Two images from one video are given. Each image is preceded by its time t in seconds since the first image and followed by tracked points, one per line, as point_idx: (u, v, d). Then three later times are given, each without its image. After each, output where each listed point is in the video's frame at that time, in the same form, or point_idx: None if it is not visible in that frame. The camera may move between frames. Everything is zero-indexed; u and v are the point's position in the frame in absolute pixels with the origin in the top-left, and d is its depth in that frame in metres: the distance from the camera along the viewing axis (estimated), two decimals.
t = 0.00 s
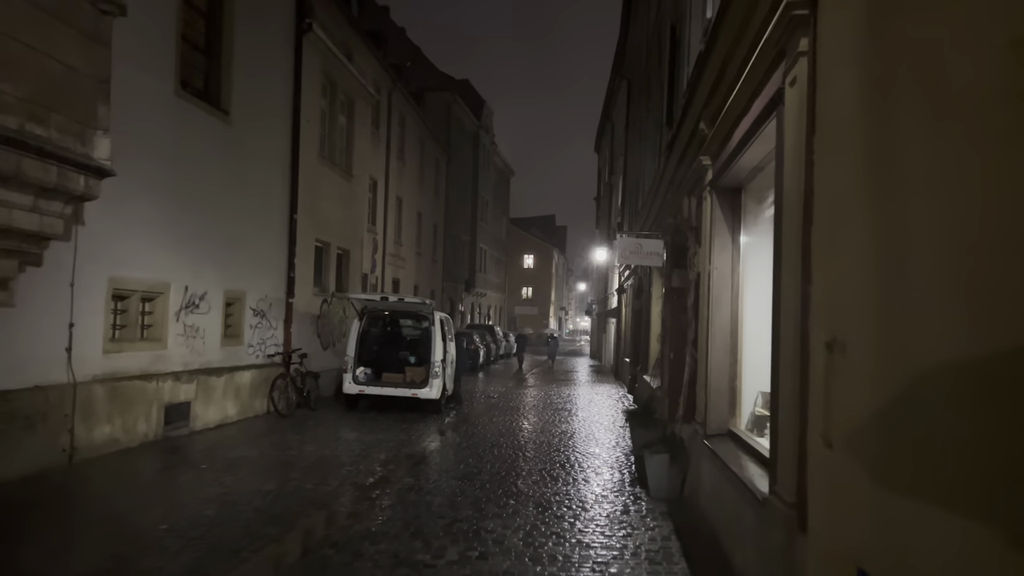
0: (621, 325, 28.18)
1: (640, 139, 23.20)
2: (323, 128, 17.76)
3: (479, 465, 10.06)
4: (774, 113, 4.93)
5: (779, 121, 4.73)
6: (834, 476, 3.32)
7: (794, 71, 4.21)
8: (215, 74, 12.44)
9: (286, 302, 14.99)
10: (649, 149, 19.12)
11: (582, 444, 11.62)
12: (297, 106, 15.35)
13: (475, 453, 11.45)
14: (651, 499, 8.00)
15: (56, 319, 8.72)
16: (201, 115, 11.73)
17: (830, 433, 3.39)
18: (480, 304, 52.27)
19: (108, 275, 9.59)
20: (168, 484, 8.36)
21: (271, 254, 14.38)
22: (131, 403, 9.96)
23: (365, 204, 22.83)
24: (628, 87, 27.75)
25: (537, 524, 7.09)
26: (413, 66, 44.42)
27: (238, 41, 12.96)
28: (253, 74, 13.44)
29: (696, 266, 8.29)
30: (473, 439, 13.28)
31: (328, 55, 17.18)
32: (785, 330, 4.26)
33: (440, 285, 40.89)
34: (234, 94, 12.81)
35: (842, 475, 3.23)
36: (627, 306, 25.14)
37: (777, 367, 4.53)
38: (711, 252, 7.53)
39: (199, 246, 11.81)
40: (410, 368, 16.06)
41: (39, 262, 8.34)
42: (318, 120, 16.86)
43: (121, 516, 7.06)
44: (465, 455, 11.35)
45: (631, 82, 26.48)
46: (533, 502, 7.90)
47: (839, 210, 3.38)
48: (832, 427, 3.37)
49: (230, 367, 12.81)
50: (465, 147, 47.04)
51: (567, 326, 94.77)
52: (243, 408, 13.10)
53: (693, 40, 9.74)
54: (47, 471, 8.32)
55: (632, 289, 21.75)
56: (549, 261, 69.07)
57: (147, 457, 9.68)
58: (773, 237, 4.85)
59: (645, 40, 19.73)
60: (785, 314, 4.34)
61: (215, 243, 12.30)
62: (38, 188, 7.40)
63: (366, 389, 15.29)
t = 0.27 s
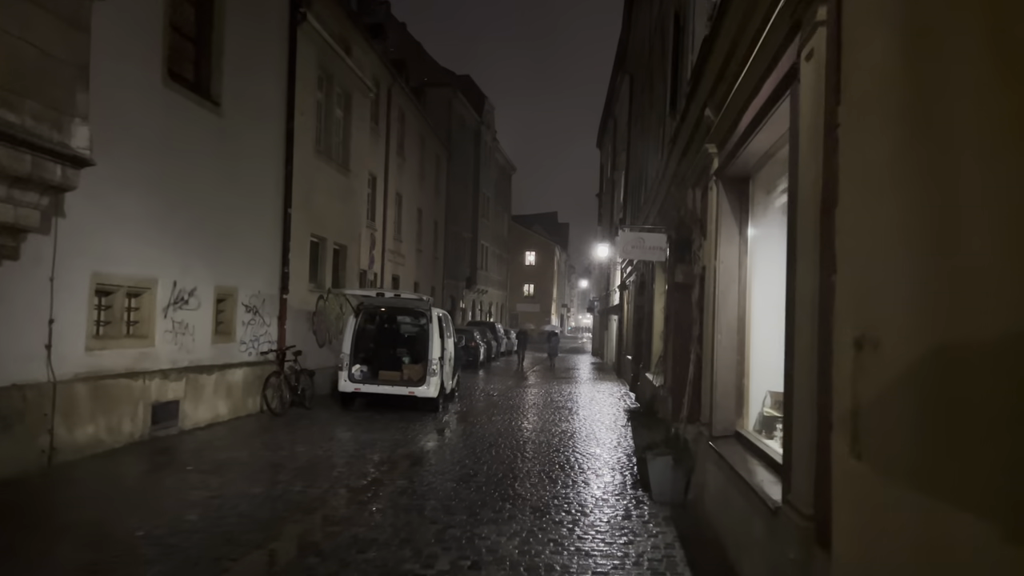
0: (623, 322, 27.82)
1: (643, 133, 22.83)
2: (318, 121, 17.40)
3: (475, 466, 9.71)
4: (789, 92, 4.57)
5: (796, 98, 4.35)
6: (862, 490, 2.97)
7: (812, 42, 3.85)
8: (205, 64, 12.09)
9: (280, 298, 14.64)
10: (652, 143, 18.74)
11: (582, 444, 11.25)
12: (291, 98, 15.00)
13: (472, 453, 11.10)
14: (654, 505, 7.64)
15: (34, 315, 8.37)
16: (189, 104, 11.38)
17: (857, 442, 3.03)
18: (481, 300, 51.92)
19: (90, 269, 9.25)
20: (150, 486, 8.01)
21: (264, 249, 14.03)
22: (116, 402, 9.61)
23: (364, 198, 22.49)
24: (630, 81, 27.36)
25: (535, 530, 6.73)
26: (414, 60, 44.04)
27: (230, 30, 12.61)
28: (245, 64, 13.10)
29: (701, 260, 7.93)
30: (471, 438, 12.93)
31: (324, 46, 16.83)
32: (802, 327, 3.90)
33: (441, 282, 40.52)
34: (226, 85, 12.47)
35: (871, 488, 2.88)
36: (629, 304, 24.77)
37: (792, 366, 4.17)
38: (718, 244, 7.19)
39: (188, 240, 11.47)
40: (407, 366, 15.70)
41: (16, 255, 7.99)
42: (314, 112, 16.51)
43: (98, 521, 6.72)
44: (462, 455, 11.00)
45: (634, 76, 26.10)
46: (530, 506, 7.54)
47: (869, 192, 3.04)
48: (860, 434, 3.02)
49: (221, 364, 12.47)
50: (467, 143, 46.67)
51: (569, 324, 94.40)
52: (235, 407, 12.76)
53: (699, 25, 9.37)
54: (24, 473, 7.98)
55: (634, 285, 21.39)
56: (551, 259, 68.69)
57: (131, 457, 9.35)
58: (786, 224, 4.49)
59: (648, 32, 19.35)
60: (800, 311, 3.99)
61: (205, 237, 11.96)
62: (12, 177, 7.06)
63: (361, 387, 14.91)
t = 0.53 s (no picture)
0: (625, 320, 27.41)
1: (646, 128, 22.39)
2: (313, 114, 16.97)
3: (473, 471, 9.29)
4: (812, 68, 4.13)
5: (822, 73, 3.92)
6: (918, 529, 2.48)
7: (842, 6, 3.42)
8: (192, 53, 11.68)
9: (273, 295, 14.22)
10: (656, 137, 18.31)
11: (584, 448, 10.81)
12: (285, 89, 14.57)
13: (469, 456, 10.68)
14: (660, 515, 7.20)
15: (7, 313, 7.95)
16: (175, 93, 10.96)
17: (918, 471, 2.50)
18: (483, 298, 51.50)
19: (68, 265, 8.83)
20: (127, 494, 7.59)
21: (256, 244, 13.61)
22: (96, 403, 9.20)
23: (361, 194, 22.04)
24: (633, 75, 26.92)
25: (533, 545, 6.29)
26: (414, 55, 43.59)
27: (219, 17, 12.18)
28: (235, 53, 12.66)
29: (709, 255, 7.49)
30: (468, 440, 12.51)
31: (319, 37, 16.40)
32: (832, 328, 3.46)
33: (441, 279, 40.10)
34: (215, 75, 12.05)
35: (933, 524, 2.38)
36: (632, 301, 24.32)
37: (819, 372, 3.73)
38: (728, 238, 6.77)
39: (175, 235, 11.05)
40: (404, 365, 15.27)
41: None
42: (309, 105, 16.08)
43: (67, 533, 6.31)
44: (458, 458, 10.57)
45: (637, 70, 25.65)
46: (528, 516, 7.11)
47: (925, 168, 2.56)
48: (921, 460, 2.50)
49: (210, 364, 12.05)
50: (468, 139, 46.25)
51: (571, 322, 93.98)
52: (224, 408, 12.34)
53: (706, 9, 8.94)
54: None
55: (637, 283, 20.96)
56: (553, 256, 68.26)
57: (112, 462, 8.93)
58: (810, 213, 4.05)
59: (652, 24, 18.92)
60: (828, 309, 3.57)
61: (192, 232, 11.52)
62: None
63: (356, 388, 14.49)
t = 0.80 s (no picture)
0: (628, 319, 27.07)
1: (649, 124, 22.06)
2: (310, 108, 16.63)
3: (472, 474, 8.94)
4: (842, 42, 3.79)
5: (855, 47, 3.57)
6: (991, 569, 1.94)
7: None
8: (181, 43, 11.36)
9: (268, 293, 13.88)
10: (659, 132, 17.97)
11: (586, 450, 10.46)
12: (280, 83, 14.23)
13: (468, 458, 10.33)
14: (667, 522, 6.86)
15: None
16: (164, 84, 10.62)
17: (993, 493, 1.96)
18: (484, 297, 51.17)
19: (50, 261, 8.50)
20: (109, 500, 7.25)
21: (250, 241, 13.27)
22: (81, 405, 8.86)
23: (359, 190, 21.70)
24: (636, 71, 26.64)
25: (533, 556, 5.92)
26: (414, 52, 43.25)
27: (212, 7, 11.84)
28: (228, 44, 12.33)
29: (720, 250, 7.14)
30: (468, 441, 12.17)
31: (316, 30, 16.06)
32: (867, 326, 3.11)
33: (442, 279, 39.77)
34: (207, 66, 11.71)
35: (987, 546, 1.96)
36: (635, 300, 23.99)
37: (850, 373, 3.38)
38: (740, 232, 6.42)
39: (164, 231, 10.71)
40: (402, 365, 14.92)
41: None
42: (305, 99, 15.75)
43: (42, 543, 5.97)
44: (458, 459, 10.23)
45: (640, 66, 25.33)
46: (528, 524, 6.77)
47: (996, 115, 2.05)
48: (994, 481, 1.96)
49: (202, 364, 11.72)
50: (469, 137, 45.92)
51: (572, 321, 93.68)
52: (216, 410, 12.00)
53: None
54: None
55: (640, 280, 20.61)
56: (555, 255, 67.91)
57: (97, 466, 8.59)
58: (839, 201, 3.71)
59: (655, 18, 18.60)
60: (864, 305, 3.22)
61: (182, 228, 11.18)
62: None
63: (354, 388, 14.16)
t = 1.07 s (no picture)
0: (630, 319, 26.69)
1: (652, 120, 21.67)
2: (306, 102, 16.26)
3: (471, 480, 8.57)
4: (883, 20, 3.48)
5: (901, 15, 3.20)
6: None
7: None
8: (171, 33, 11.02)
9: (262, 292, 13.51)
10: (663, 129, 17.62)
11: (589, 454, 10.09)
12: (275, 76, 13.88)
13: (467, 462, 9.96)
14: (676, 533, 6.48)
15: None
16: (151, 74, 10.25)
17: None
18: (484, 296, 50.79)
19: (30, 257, 8.15)
20: (87, 509, 6.87)
21: (244, 238, 12.91)
22: (63, 407, 8.49)
23: (358, 188, 21.33)
24: (639, 68, 26.28)
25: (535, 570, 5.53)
26: (415, 49, 42.86)
27: None
28: (221, 35, 11.98)
29: (732, 245, 6.77)
30: (467, 445, 11.80)
31: (313, 23, 15.71)
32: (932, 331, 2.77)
33: (442, 278, 39.40)
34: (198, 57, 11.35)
35: None
36: (637, 300, 23.63)
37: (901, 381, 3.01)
38: (757, 226, 6.06)
39: (152, 227, 10.35)
40: (400, 365, 14.55)
41: None
42: (301, 93, 15.38)
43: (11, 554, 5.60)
44: (456, 464, 9.86)
45: (642, 63, 24.97)
46: (529, 536, 6.38)
47: None
48: None
49: (193, 365, 11.36)
50: (470, 135, 45.56)
51: (573, 321, 93.29)
52: (208, 412, 11.63)
53: None
54: None
55: (644, 279, 20.22)
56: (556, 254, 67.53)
57: (79, 470, 8.22)
58: (878, 188, 3.34)
59: (659, 13, 18.25)
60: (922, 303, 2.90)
61: (172, 224, 10.82)
62: None
63: (351, 389, 13.79)
